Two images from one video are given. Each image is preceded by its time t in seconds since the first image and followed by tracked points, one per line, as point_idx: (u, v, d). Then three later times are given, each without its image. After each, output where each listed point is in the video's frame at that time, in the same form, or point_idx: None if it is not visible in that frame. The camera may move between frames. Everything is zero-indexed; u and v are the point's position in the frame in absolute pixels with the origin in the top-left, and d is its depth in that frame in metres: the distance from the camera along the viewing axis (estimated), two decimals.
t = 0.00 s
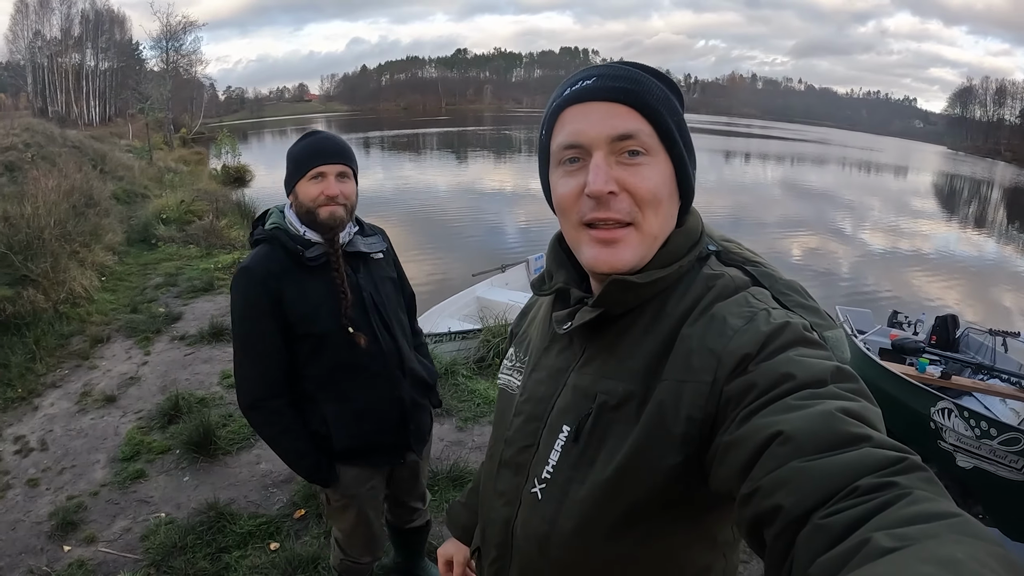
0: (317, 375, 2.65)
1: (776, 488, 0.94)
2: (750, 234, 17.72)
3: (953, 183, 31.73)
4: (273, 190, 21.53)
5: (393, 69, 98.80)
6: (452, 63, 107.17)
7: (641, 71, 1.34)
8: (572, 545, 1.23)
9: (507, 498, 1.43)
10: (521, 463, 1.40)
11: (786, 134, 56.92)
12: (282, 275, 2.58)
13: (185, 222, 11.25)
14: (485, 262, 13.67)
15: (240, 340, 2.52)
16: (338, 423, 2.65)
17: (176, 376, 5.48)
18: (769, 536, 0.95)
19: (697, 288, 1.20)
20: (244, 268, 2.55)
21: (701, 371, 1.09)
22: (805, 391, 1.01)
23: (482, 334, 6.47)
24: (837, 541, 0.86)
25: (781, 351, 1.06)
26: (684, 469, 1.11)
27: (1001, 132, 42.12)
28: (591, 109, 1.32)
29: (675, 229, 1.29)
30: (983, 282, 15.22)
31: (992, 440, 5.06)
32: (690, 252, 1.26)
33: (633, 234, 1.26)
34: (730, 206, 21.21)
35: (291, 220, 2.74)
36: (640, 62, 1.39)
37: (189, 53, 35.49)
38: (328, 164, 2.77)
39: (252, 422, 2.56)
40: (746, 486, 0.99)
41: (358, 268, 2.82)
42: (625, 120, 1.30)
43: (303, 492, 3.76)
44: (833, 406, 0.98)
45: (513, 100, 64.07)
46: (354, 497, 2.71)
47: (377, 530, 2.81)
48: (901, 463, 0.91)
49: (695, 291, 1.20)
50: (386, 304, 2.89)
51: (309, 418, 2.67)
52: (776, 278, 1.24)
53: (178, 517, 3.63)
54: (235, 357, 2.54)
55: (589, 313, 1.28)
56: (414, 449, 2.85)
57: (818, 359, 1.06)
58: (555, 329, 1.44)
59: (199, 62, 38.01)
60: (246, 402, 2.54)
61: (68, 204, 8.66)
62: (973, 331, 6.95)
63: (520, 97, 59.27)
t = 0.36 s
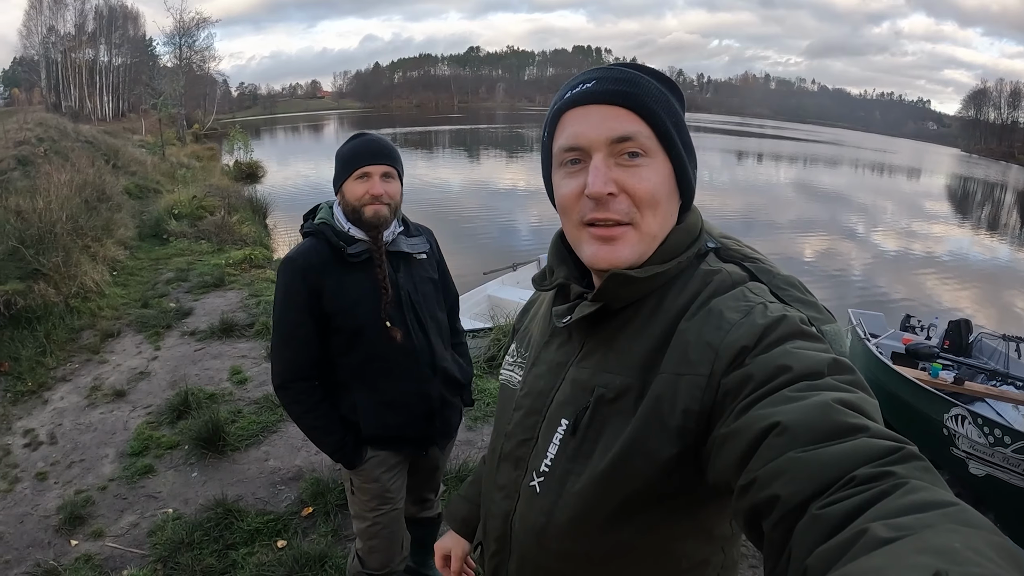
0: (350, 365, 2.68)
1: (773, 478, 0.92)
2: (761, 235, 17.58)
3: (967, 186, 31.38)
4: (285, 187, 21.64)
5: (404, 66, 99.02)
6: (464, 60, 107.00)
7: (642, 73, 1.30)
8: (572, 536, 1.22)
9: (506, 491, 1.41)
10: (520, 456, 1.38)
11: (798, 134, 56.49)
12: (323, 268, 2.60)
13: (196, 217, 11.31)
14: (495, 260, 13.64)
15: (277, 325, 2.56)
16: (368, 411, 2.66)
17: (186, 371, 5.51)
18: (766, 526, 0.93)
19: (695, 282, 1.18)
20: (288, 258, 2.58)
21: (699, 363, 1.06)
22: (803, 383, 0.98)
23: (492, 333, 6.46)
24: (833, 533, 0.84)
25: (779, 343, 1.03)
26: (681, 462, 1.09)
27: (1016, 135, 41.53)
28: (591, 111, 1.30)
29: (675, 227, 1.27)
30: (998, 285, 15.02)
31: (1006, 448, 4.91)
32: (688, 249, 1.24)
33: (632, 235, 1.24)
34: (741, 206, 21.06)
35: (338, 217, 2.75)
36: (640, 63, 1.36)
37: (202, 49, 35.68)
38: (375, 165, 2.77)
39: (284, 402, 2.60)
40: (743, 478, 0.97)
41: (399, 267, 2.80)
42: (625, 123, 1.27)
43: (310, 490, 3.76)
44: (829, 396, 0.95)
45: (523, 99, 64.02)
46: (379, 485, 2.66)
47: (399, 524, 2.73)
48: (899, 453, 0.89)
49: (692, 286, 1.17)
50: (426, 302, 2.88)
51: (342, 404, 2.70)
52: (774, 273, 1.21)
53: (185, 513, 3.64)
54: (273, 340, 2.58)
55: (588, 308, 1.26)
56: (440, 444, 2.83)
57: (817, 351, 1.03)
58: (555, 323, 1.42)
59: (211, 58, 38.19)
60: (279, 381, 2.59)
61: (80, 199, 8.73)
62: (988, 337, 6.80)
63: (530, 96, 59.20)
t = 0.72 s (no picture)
0: (363, 361, 2.67)
1: (784, 481, 0.90)
2: (768, 237, 17.51)
3: (975, 188, 31.16)
4: (290, 186, 21.70)
5: (411, 67, 99.20)
6: (470, 61, 107.11)
7: (648, 72, 1.28)
8: (577, 538, 1.21)
9: (511, 492, 1.40)
10: (525, 456, 1.36)
11: (805, 135, 56.25)
12: (336, 264, 2.60)
13: (203, 216, 11.35)
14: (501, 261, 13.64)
15: (291, 320, 2.55)
16: (379, 406, 2.66)
17: (191, 369, 5.52)
18: (778, 529, 0.91)
19: (702, 280, 1.16)
20: (301, 254, 2.57)
21: (705, 362, 1.04)
22: (813, 384, 0.96)
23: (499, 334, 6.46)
24: (846, 537, 0.82)
25: (788, 342, 1.01)
26: (689, 462, 1.07)
27: None
28: (595, 112, 1.28)
29: (681, 225, 1.26)
30: (1007, 289, 14.90)
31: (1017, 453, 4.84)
32: (693, 247, 1.22)
33: (636, 236, 1.22)
34: (748, 207, 20.98)
35: (350, 214, 2.75)
36: (644, 62, 1.33)
37: (209, 49, 35.83)
38: (386, 164, 2.77)
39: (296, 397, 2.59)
40: (754, 480, 0.95)
41: (410, 264, 2.79)
42: (630, 124, 1.25)
43: (315, 490, 3.75)
44: (841, 397, 0.93)
45: (529, 100, 64.00)
46: (387, 482, 2.65)
47: (405, 521, 2.73)
48: (911, 455, 0.87)
49: (699, 285, 1.16)
50: (437, 299, 2.87)
51: (353, 400, 2.70)
52: (781, 271, 1.19)
53: (189, 513, 3.64)
54: (286, 335, 2.57)
55: (594, 307, 1.25)
56: (450, 439, 2.83)
57: (826, 351, 1.01)
58: (559, 323, 1.41)
59: (219, 58, 38.33)
60: (292, 376, 2.58)
61: (87, 197, 8.77)
62: (997, 341, 6.73)
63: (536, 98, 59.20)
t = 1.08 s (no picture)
0: (364, 360, 2.67)
1: (785, 485, 0.89)
2: (770, 238, 17.48)
3: (977, 189, 31.09)
4: (293, 186, 21.71)
5: (413, 67, 99.21)
6: (472, 60, 107.09)
7: (646, 70, 1.28)
8: (577, 537, 1.20)
9: (512, 492, 1.39)
10: (526, 456, 1.36)
11: (808, 135, 56.13)
12: (337, 263, 2.60)
13: (205, 215, 11.36)
14: (503, 261, 13.63)
15: (292, 319, 2.54)
16: (381, 404, 2.65)
17: (194, 369, 5.53)
18: (778, 533, 0.90)
19: (703, 281, 1.16)
20: (302, 253, 2.57)
21: (706, 364, 1.03)
22: (815, 388, 0.95)
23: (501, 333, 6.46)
24: (846, 542, 0.81)
25: (789, 346, 1.00)
26: (691, 464, 1.06)
27: None
28: (595, 110, 1.27)
29: (682, 225, 1.25)
30: (1011, 289, 14.85)
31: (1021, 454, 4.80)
32: (695, 247, 1.21)
33: (637, 234, 1.22)
34: (750, 208, 20.93)
35: (350, 214, 2.74)
36: (642, 60, 1.33)
37: (212, 49, 35.85)
38: (384, 163, 2.76)
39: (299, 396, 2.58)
40: (756, 483, 0.94)
41: (410, 263, 2.79)
42: (630, 122, 1.24)
43: (318, 490, 3.75)
44: (844, 401, 0.92)
45: (532, 100, 63.95)
46: (389, 481, 2.64)
47: (407, 519, 2.72)
48: (915, 460, 0.86)
49: (700, 286, 1.15)
50: (437, 298, 2.86)
51: (355, 399, 2.69)
52: (783, 272, 1.19)
53: (192, 513, 3.64)
54: (288, 334, 2.57)
55: (594, 307, 1.24)
56: (451, 438, 2.83)
57: (829, 354, 1.00)
58: (561, 322, 1.40)
59: (222, 57, 38.36)
60: (294, 375, 2.58)
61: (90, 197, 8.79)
62: (1000, 342, 6.70)
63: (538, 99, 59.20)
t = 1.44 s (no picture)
0: (365, 358, 2.67)
1: (787, 487, 0.88)
2: (773, 238, 17.45)
3: (980, 189, 31.05)
4: (295, 185, 21.73)
5: (415, 66, 99.15)
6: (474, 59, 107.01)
7: (646, 67, 1.27)
8: (576, 534, 1.20)
9: (514, 487, 1.39)
10: (529, 452, 1.35)
11: (811, 134, 56.06)
12: (338, 261, 2.60)
13: (208, 214, 11.37)
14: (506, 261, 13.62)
15: (293, 317, 2.55)
16: (383, 402, 2.65)
17: (197, 367, 5.53)
18: (779, 535, 0.90)
19: (706, 280, 1.15)
20: (304, 251, 2.57)
21: (709, 363, 1.03)
22: (820, 390, 0.94)
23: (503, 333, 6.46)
24: (845, 547, 0.81)
25: (793, 347, 0.99)
26: (690, 462, 1.06)
27: None
28: (595, 108, 1.27)
29: (685, 224, 1.24)
30: (1014, 290, 14.81)
31: None
32: (700, 244, 1.21)
33: (639, 232, 1.21)
34: (753, 208, 20.91)
35: (352, 212, 2.74)
36: (645, 58, 1.33)
37: (215, 48, 35.90)
38: (385, 160, 2.76)
39: (300, 394, 2.59)
40: (758, 485, 0.94)
41: (412, 261, 2.78)
42: (630, 120, 1.24)
43: (320, 488, 3.75)
44: (848, 406, 0.91)
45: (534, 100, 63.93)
46: (390, 480, 2.63)
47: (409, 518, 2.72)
48: (919, 466, 0.85)
49: (703, 284, 1.15)
50: (439, 296, 2.86)
51: (357, 396, 2.69)
52: (789, 272, 1.18)
53: (194, 510, 3.64)
54: (289, 332, 2.57)
55: (598, 303, 1.24)
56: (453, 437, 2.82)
57: (833, 356, 0.99)
58: (566, 319, 1.40)
59: (224, 56, 38.41)
60: (296, 372, 2.58)
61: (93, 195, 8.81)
62: (1002, 342, 6.68)
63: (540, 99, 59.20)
